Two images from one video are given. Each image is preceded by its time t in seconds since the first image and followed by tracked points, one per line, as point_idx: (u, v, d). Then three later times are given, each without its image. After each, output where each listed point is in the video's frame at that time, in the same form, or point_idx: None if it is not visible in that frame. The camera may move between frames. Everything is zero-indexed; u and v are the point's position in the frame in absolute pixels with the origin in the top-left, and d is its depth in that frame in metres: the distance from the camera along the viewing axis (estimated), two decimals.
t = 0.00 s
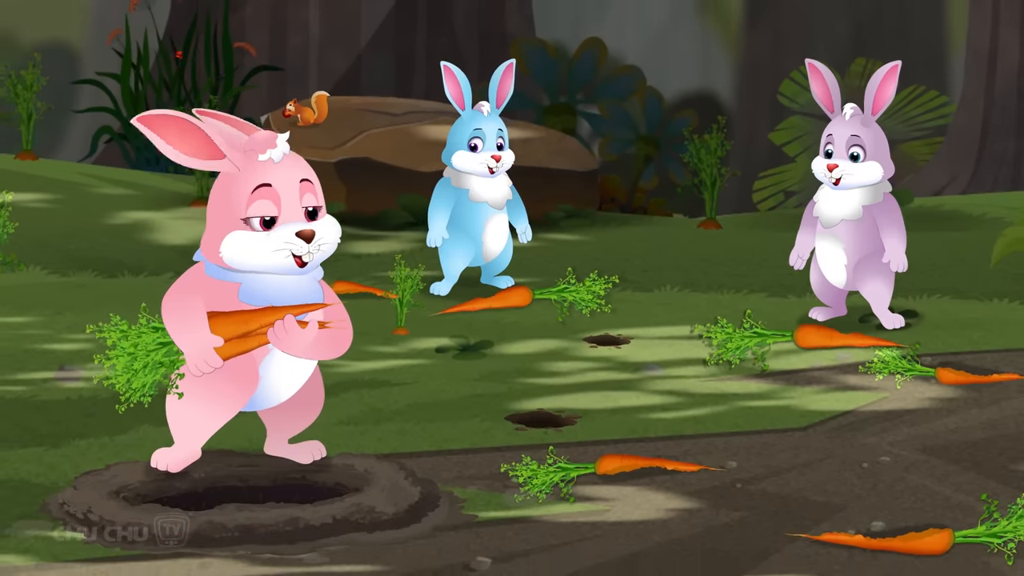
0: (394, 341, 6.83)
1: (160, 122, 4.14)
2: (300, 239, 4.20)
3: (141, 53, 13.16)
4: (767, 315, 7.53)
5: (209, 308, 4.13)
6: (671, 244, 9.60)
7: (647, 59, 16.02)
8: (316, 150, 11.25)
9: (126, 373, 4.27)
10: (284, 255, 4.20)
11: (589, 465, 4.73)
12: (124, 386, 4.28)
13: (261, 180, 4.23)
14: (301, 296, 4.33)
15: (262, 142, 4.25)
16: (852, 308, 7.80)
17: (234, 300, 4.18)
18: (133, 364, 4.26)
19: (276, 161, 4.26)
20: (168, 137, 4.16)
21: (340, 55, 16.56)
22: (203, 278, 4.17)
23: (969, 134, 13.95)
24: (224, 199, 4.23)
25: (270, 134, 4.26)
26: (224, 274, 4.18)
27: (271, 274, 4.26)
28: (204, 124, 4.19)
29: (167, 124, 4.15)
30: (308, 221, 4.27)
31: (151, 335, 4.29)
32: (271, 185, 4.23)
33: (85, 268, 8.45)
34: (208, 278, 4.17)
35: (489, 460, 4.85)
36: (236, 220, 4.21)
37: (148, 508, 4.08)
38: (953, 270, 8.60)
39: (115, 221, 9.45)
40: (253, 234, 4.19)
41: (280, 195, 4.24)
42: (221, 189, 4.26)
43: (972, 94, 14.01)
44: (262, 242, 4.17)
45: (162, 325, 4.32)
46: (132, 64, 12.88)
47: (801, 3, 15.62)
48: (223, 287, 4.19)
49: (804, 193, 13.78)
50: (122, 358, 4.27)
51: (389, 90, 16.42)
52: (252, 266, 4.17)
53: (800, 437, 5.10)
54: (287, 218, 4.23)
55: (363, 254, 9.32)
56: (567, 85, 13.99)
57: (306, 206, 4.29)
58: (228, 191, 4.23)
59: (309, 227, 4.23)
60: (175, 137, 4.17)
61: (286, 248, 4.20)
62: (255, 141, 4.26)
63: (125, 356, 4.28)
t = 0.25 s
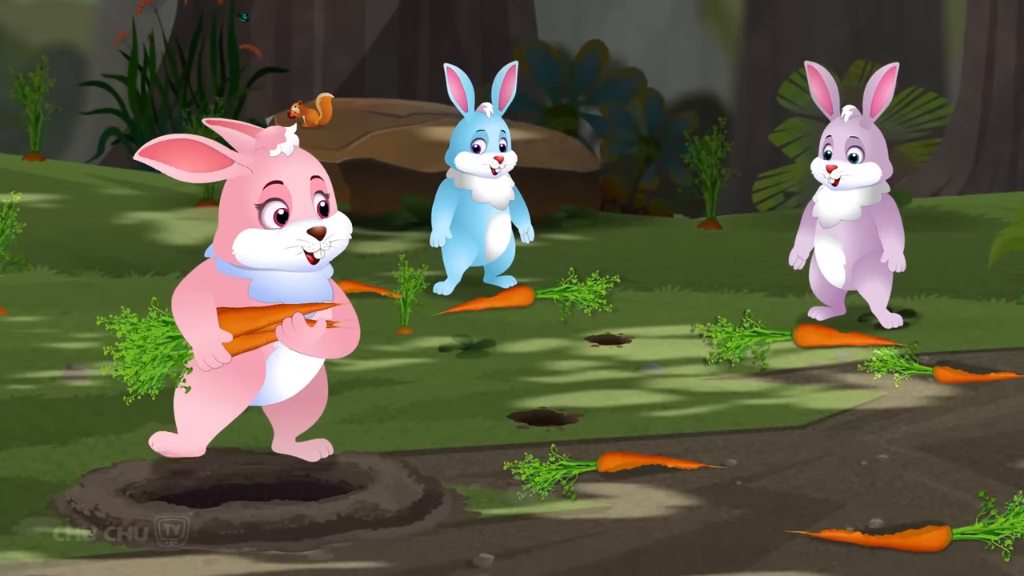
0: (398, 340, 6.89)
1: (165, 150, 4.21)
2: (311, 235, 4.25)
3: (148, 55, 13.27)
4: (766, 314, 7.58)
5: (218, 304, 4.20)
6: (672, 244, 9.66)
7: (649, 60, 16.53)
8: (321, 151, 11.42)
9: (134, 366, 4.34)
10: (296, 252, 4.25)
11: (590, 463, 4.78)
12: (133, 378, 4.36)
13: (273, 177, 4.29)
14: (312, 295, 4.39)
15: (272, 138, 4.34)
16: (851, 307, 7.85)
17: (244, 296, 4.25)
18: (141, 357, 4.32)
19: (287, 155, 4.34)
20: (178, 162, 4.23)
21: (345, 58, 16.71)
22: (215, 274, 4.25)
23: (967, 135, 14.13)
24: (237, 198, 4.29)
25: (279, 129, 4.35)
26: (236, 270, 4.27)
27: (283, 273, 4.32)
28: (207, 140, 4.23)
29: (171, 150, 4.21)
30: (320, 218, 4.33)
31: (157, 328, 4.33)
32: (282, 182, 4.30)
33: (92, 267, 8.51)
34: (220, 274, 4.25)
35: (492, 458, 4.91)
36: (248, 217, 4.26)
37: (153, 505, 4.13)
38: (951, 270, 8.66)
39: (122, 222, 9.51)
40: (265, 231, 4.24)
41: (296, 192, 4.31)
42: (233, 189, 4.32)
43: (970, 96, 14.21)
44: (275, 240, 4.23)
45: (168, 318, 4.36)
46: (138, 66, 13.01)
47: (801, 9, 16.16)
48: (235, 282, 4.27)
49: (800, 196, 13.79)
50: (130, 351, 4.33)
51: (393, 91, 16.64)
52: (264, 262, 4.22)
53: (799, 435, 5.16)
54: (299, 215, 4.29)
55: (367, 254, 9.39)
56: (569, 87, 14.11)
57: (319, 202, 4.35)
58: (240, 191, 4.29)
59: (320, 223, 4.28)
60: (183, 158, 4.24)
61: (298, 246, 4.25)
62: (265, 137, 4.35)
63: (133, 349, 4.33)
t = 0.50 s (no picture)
0: (401, 339, 6.95)
1: (173, 144, 4.24)
2: (316, 236, 4.31)
3: (154, 57, 13.36)
4: (766, 314, 7.64)
5: (224, 303, 4.26)
6: (674, 244, 9.71)
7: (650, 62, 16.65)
8: (325, 153, 11.56)
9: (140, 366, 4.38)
10: (300, 253, 4.31)
11: (592, 460, 4.84)
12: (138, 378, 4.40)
13: (277, 179, 4.35)
14: (317, 294, 4.43)
15: (278, 140, 4.39)
16: (849, 307, 7.91)
17: (250, 296, 4.31)
18: (148, 357, 4.37)
19: (292, 157, 4.39)
20: (187, 157, 4.25)
21: (349, 59, 16.78)
22: (221, 276, 4.31)
23: (964, 137, 14.27)
24: (243, 200, 4.35)
25: (284, 133, 4.40)
26: (241, 270, 4.33)
27: (288, 273, 4.38)
28: (217, 138, 4.27)
29: (181, 144, 4.24)
30: (325, 220, 4.38)
31: (162, 327, 4.38)
32: (287, 184, 4.35)
33: (98, 267, 8.57)
34: (226, 275, 4.32)
35: (495, 455, 4.96)
36: (253, 219, 4.32)
37: (160, 502, 4.18)
38: (948, 269, 8.72)
39: (128, 223, 9.58)
40: (271, 233, 4.30)
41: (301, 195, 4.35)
42: (239, 191, 4.38)
43: (966, 99, 14.33)
44: (279, 241, 4.28)
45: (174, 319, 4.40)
46: (144, 68, 13.10)
47: (799, 11, 16.32)
48: (240, 283, 4.32)
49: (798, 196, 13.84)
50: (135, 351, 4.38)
51: (397, 93, 16.76)
52: (270, 264, 4.28)
53: (798, 434, 5.21)
54: (304, 216, 4.34)
55: (372, 254, 9.46)
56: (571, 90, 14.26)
57: (322, 205, 4.40)
58: (246, 192, 4.35)
59: (325, 224, 4.34)
60: (193, 154, 4.27)
61: (303, 247, 4.30)
62: (271, 140, 4.40)
63: (140, 349, 4.38)
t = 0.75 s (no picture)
0: (405, 338, 7.01)
1: (177, 149, 4.30)
2: (320, 238, 4.34)
3: (160, 59, 13.45)
4: (766, 313, 7.69)
5: (229, 304, 4.32)
6: (675, 245, 9.77)
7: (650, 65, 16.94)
8: (328, 153, 11.53)
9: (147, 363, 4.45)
10: (305, 254, 4.35)
11: (594, 458, 4.89)
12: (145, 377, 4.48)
13: (283, 181, 4.40)
14: (321, 295, 4.49)
15: (283, 143, 4.44)
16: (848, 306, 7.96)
17: (255, 296, 4.36)
18: (154, 357, 4.44)
19: (297, 160, 4.44)
20: (190, 162, 4.31)
21: (353, 61, 16.98)
22: (226, 276, 4.37)
23: (961, 139, 14.56)
24: (248, 201, 4.40)
25: (288, 136, 4.44)
26: (246, 271, 4.37)
27: (292, 274, 4.42)
28: (220, 142, 4.33)
29: (185, 149, 4.30)
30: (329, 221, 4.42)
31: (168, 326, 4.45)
32: (292, 186, 4.40)
33: (105, 267, 8.64)
34: (231, 276, 4.37)
35: (497, 453, 5.02)
36: (258, 220, 4.38)
37: (166, 500, 4.23)
38: (946, 269, 8.78)
39: (135, 222, 9.65)
40: (275, 234, 4.35)
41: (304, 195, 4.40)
42: (244, 192, 4.43)
43: (963, 101, 14.62)
44: (284, 243, 4.33)
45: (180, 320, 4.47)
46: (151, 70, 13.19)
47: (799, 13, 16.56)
48: (245, 283, 4.37)
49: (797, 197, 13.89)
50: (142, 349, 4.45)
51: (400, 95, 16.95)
52: (275, 265, 4.34)
53: (798, 432, 5.26)
54: (308, 218, 4.39)
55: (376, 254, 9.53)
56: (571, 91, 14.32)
57: (327, 206, 4.44)
58: (251, 194, 4.40)
59: (329, 226, 4.37)
60: (196, 158, 4.32)
61: (307, 248, 4.35)
62: (277, 142, 4.45)
63: (146, 349, 4.45)
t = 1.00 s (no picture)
0: (409, 337, 7.06)
1: (183, 152, 4.39)
2: (325, 239, 4.41)
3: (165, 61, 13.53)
4: (766, 313, 7.74)
5: (234, 305, 4.38)
6: (677, 245, 9.82)
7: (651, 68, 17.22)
8: (334, 155, 11.70)
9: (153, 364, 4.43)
10: (310, 255, 4.41)
11: (595, 456, 4.94)
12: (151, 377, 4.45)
13: (287, 183, 4.45)
14: (325, 296, 4.53)
15: (288, 146, 4.50)
16: (847, 306, 8.02)
17: (260, 297, 4.42)
18: (160, 357, 4.41)
19: (301, 162, 4.49)
20: (196, 164, 4.41)
21: (357, 64, 17.20)
22: (232, 277, 4.44)
23: (959, 140, 14.42)
24: (253, 202, 4.46)
25: (293, 139, 4.50)
26: (252, 272, 4.45)
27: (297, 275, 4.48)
28: (226, 146, 4.42)
29: (190, 152, 4.39)
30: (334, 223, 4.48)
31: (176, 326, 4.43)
32: (296, 188, 4.45)
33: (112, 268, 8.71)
34: (236, 277, 4.44)
35: (500, 451, 5.08)
36: (263, 223, 4.44)
37: (173, 498, 4.29)
38: (944, 270, 8.83)
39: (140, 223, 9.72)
40: (280, 236, 4.41)
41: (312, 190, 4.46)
42: (249, 194, 4.48)
43: (962, 102, 14.41)
44: (289, 244, 4.39)
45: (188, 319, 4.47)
46: (157, 72, 13.29)
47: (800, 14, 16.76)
48: (250, 284, 4.44)
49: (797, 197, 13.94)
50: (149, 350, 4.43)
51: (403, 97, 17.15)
52: (280, 266, 4.40)
53: (797, 430, 5.32)
54: (312, 219, 4.45)
55: (380, 254, 9.59)
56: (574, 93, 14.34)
57: (331, 207, 4.50)
58: (256, 196, 4.46)
59: (333, 227, 4.43)
60: (202, 160, 4.41)
61: (311, 249, 4.41)
62: (282, 145, 4.50)
63: (152, 349, 4.42)
